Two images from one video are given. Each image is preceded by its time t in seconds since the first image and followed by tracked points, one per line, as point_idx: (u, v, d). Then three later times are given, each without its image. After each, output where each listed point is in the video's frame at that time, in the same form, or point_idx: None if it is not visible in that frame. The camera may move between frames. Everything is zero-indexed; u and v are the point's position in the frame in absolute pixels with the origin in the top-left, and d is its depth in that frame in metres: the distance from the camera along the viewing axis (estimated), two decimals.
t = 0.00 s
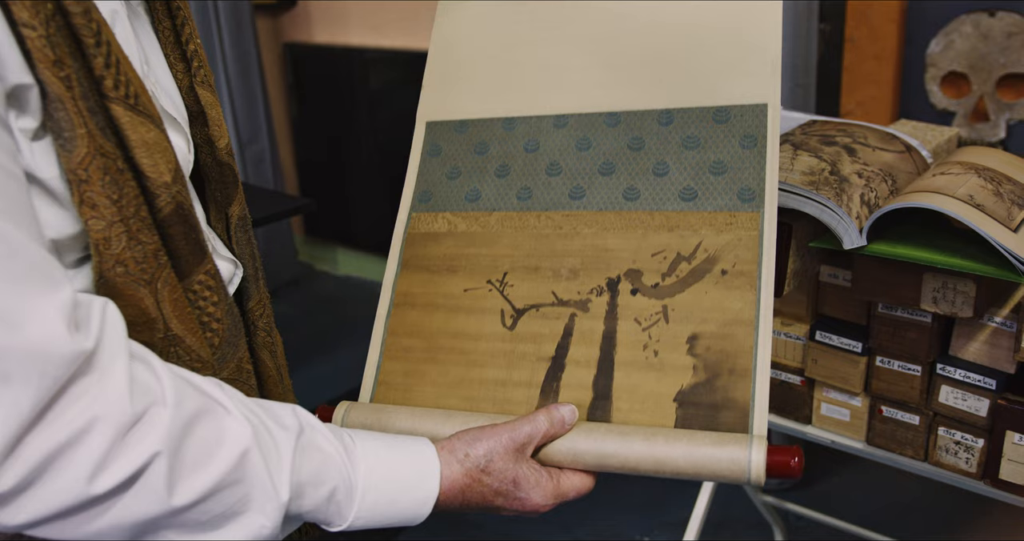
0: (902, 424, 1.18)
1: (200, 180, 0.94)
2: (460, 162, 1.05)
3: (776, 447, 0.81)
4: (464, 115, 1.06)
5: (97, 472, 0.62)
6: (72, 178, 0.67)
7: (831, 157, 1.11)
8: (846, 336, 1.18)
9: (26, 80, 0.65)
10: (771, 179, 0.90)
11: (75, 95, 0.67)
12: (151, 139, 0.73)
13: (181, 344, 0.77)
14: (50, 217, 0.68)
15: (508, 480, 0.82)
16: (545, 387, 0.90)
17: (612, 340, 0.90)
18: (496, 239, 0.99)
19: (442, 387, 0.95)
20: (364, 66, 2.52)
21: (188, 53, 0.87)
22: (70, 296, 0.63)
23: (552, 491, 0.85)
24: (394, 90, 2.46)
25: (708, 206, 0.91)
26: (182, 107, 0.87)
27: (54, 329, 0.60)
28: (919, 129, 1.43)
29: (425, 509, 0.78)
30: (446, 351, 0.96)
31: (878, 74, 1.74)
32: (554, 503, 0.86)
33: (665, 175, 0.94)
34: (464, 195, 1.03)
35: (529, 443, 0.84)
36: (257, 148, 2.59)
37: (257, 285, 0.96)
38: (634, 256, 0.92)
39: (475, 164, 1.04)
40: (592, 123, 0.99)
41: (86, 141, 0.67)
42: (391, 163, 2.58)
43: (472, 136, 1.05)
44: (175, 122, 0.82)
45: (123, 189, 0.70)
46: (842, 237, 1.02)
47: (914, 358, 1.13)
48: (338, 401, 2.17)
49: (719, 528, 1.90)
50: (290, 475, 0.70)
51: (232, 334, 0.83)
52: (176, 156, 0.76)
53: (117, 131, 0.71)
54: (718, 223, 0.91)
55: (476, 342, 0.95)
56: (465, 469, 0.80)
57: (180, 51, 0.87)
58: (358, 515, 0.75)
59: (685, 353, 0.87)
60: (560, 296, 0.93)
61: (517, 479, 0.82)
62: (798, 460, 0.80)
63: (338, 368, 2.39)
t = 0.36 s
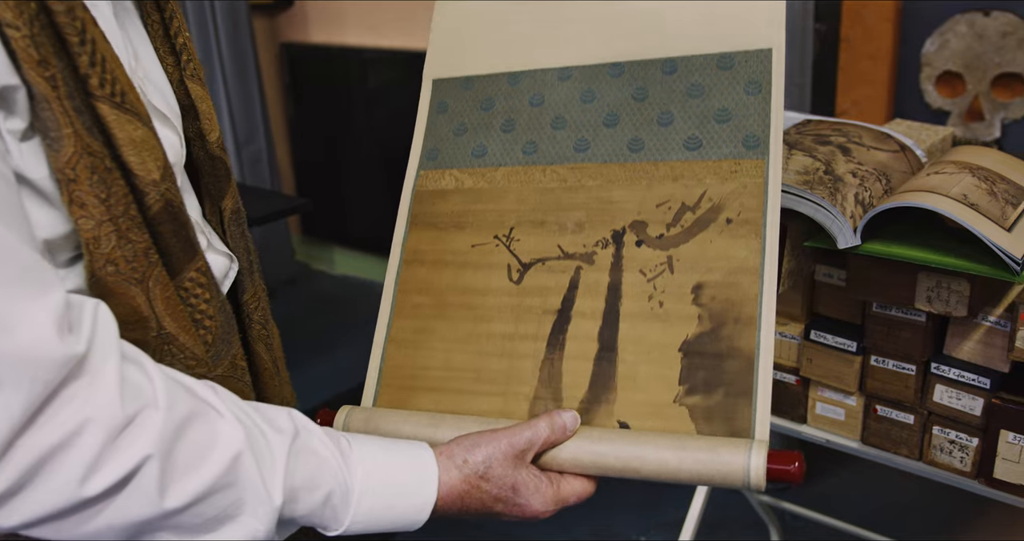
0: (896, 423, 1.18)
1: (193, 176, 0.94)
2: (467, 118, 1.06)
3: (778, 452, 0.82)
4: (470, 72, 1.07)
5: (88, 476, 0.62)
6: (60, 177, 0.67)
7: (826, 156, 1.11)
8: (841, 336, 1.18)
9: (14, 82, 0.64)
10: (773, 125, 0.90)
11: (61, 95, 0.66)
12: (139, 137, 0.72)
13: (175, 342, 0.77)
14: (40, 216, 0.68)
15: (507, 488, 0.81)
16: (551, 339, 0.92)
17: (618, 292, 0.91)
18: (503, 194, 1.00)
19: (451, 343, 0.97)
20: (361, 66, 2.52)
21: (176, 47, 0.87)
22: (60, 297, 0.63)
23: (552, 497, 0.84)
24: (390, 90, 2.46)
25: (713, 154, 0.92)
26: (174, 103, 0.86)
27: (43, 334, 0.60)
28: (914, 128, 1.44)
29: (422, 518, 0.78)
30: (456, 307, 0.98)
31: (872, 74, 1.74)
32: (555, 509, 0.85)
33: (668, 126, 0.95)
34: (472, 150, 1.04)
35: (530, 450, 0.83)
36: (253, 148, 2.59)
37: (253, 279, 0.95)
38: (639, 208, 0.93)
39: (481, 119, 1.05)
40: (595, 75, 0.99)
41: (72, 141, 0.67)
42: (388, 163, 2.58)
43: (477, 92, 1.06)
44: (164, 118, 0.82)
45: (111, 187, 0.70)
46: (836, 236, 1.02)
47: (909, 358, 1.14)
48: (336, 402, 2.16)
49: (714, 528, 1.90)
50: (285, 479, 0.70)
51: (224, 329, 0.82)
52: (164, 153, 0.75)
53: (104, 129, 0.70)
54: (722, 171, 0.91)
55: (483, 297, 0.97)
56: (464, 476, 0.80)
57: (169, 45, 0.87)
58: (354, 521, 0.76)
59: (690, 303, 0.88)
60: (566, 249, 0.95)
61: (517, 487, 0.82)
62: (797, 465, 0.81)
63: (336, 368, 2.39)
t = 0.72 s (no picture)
0: (890, 422, 1.18)
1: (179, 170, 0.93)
2: (460, 86, 1.06)
3: (761, 471, 0.80)
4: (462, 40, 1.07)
5: (60, 484, 0.63)
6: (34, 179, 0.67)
7: (820, 155, 1.11)
8: (835, 334, 1.18)
9: None
10: (765, 89, 0.90)
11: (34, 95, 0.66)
12: (116, 136, 0.71)
13: (154, 344, 0.76)
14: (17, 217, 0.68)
15: (487, 505, 0.81)
16: (543, 304, 0.93)
17: (609, 257, 0.92)
18: (494, 160, 1.01)
19: (444, 308, 0.97)
20: (356, 64, 2.51)
21: (159, 42, 0.86)
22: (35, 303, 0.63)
23: (534, 513, 0.84)
24: (386, 89, 2.46)
25: (704, 119, 0.92)
26: (158, 98, 0.86)
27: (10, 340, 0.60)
28: (908, 127, 1.44)
29: (402, 531, 0.77)
30: (447, 273, 0.98)
31: (867, 73, 1.74)
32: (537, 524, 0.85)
33: (660, 91, 0.95)
34: (466, 117, 1.04)
35: (512, 467, 0.82)
36: (248, 146, 2.58)
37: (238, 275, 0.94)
38: (630, 173, 0.94)
39: (475, 85, 1.05)
40: (589, 41, 1.00)
41: (46, 141, 0.67)
42: (384, 162, 2.58)
43: (471, 59, 1.06)
44: (146, 113, 0.82)
45: (86, 188, 0.69)
46: (831, 235, 1.02)
47: (903, 356, 1.14)
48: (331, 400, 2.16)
49: (710, 527, 1.90)
50: (261, 492, 0.69)
51: (208, 332, 0.81)
52: (143, 153, 0.75)
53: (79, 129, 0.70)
54: (714, 135, 0.91)
55: (475, 263, 0.97)
56: (445, 491, 0.79)
57: (152, 40, 0.86)
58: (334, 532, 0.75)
59: (680, 269, 0.88)
60: (559, 215, 0.95)
61: (497, 503, 0.82)
62: (782, 485, 0.79)
63: (330, 367, 2.39)
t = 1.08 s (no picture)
0: (889, 418, 1.18)
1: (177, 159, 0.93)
2: (460, 50, 1.05)
3: (756, 479, 0.80)
4: (463, 4, 1.06)
5: (53, 486, 0.63)
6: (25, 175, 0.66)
7: (819, 152, 1.11)
8: (833, 331, 1.19)
9: None
10: (766, 55, 0.91)
11: (23, 91, 0.66)
12: (109, 131, 0.71)
13: (148, 342, 0.75)
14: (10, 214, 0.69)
15: (484, 511, 0.81)
16: (544, 270, 0.93)
17: (609, 222, 0.92)
18: (493, 126, 1.01)
19: (444, 273, 0.98)
20: (354, 60, 2.51)
21: (155, 29, 0.86)
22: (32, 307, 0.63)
23: (531, 519, 0.84)
24: (384, 85, 2.45)
25: (704, 84, 0.93)
26: (157, 85, 0.85)
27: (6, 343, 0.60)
28: (906, 123, 1.44)
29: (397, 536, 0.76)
30: (447, 238, 0.99)
31: (866, 69, 1.74)
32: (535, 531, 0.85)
33: (660, 56, 0.95)
34: (466, 82, 1.04)
35: (507, 474, 0.83)
36: (246, 143, 2.58)
37: (235, 265, 0.93)
38: (630, 138, 0.94)
39: (475, 51, 1.04)
40: (588, 6, 1.00)
41: (35, 138, 0.66)
42: (382, 158, 2.58)
43: (471, 23, 1.05)
44: (144, 102, 0.82)
45: (77, 184, 0.69)
46: (830, 231, 1.02)
47: (903, 353, 1.14)
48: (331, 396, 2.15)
49: (708, 524, 1.89)
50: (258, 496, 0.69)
51: (204, 329, 0.81)
52: (138, 148, 0.74)
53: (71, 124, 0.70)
54: (714, 101, 0.92)
55: (475, 230, 0.98)
56: (442, 496, 0.79)
57: (148, 27, 0.86)
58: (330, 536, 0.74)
59: (680, 234, 0.89)
60: (559, 180, 0.96)
61: (494, 509, 0.81)
62: (775, 492, 0.80)
63: (329, 364, 2.39)
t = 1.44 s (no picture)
0: (890, 414, 1.18)
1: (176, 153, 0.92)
2: (461, 31, 1.05)
3: (763, 484, 0.80)
4: None
5: (49, 489, 0.62)
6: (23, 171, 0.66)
7: (820, 148, 1.11)
8: (834, 328, 1.19)
9: None
10: (768, 30, 0.91)
11: (21, 86, 0.66)
12: (107, 127, 0.71)
13: (147, 339, 0.75)
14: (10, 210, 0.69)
15: (486, 522, 0.79)
16: (549, 252, 0.93)
17: (613, 202, 0.92)
18: (496, 107, 1.00)
19: (447, 256, 0.97)
20: (353, 55, 2.51)
21: (153, 23, 0.86)
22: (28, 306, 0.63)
23: (535, 527, 0.82)
24: (384, 81, 2.45)
25: (708, 60, 0.93)
26: (155, 79, 0.85)
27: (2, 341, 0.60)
28: (907, 120, 1.43)
29: None
30: (450, 221, 0.98)
31: (867, 66, 1.73)
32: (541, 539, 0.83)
33: (662, 33, 0.95)
34: (467, 64, 1.03)
35: (508, 484, 0.81)
36: (246, 139, 2.58)
37: (235, 259, 0.93)
38: (634, 116, 0.94)
39: (476, 31, 1.04)
40: None
41: (33, 133, 0.66)
42: (381, 154, 2.58)
43: (472, 5, 1.05)
44: (143, 95, 0.82)
45: (76, 180, 0.69)
46: (831, 227, 1.02)
47: (903, 349, 1.14)
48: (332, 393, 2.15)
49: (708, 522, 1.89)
50: (256, 501, 0.69)
51: (204, 325, 0.80)
52: (136, 142, 0.74)
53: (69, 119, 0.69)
54: (717, 77, 0.92)
55: (480, 211, 0.97)
56: (443, 506, 0.77)
57: (146, 21, 0.87)
58: None
59: (685, 213, 0.89)
60: (562, 160, 0.96)
61: (496, 520, 0.80)
62: (783, 498, 0.80)
63: (332, 360, 2.39)
